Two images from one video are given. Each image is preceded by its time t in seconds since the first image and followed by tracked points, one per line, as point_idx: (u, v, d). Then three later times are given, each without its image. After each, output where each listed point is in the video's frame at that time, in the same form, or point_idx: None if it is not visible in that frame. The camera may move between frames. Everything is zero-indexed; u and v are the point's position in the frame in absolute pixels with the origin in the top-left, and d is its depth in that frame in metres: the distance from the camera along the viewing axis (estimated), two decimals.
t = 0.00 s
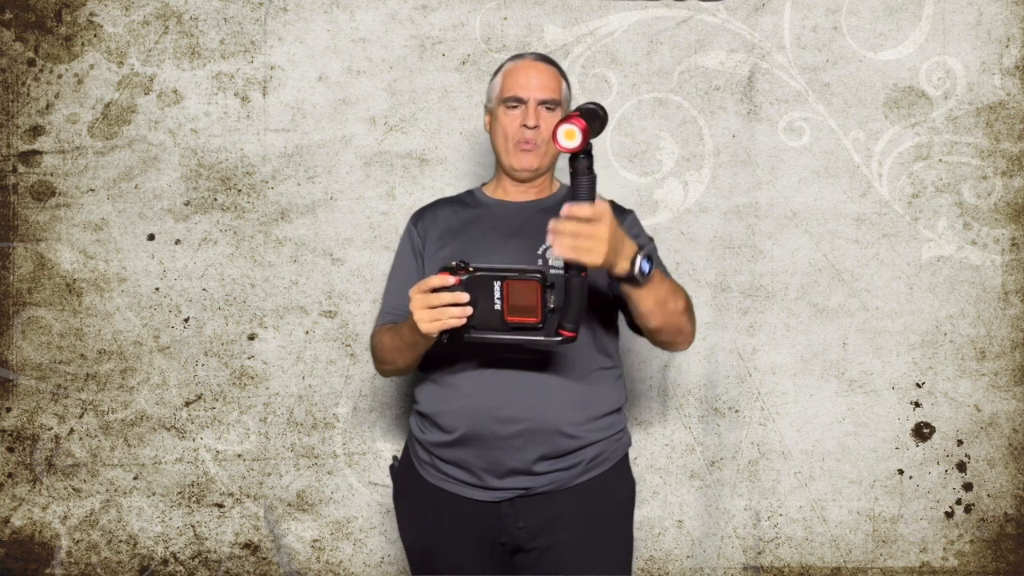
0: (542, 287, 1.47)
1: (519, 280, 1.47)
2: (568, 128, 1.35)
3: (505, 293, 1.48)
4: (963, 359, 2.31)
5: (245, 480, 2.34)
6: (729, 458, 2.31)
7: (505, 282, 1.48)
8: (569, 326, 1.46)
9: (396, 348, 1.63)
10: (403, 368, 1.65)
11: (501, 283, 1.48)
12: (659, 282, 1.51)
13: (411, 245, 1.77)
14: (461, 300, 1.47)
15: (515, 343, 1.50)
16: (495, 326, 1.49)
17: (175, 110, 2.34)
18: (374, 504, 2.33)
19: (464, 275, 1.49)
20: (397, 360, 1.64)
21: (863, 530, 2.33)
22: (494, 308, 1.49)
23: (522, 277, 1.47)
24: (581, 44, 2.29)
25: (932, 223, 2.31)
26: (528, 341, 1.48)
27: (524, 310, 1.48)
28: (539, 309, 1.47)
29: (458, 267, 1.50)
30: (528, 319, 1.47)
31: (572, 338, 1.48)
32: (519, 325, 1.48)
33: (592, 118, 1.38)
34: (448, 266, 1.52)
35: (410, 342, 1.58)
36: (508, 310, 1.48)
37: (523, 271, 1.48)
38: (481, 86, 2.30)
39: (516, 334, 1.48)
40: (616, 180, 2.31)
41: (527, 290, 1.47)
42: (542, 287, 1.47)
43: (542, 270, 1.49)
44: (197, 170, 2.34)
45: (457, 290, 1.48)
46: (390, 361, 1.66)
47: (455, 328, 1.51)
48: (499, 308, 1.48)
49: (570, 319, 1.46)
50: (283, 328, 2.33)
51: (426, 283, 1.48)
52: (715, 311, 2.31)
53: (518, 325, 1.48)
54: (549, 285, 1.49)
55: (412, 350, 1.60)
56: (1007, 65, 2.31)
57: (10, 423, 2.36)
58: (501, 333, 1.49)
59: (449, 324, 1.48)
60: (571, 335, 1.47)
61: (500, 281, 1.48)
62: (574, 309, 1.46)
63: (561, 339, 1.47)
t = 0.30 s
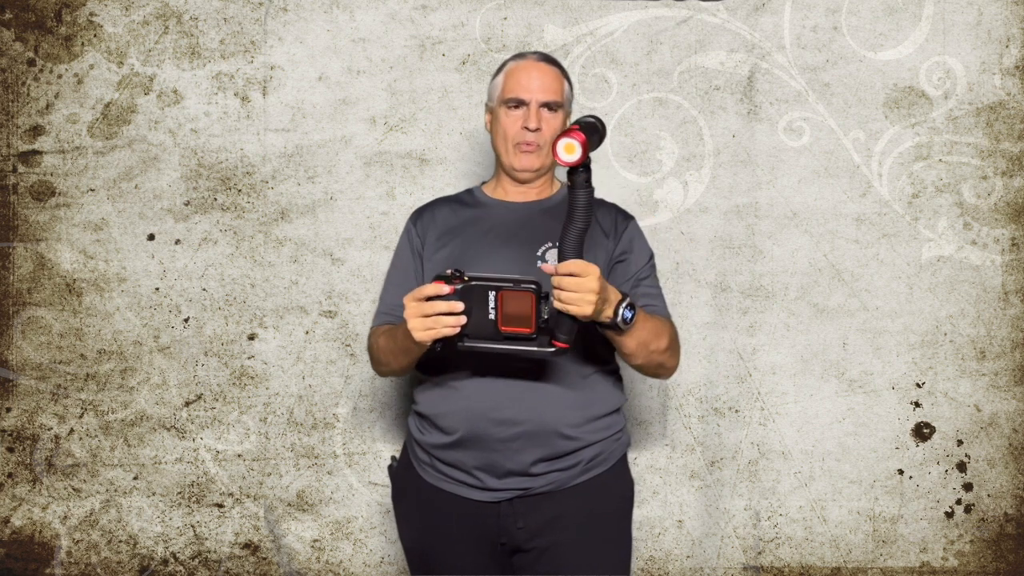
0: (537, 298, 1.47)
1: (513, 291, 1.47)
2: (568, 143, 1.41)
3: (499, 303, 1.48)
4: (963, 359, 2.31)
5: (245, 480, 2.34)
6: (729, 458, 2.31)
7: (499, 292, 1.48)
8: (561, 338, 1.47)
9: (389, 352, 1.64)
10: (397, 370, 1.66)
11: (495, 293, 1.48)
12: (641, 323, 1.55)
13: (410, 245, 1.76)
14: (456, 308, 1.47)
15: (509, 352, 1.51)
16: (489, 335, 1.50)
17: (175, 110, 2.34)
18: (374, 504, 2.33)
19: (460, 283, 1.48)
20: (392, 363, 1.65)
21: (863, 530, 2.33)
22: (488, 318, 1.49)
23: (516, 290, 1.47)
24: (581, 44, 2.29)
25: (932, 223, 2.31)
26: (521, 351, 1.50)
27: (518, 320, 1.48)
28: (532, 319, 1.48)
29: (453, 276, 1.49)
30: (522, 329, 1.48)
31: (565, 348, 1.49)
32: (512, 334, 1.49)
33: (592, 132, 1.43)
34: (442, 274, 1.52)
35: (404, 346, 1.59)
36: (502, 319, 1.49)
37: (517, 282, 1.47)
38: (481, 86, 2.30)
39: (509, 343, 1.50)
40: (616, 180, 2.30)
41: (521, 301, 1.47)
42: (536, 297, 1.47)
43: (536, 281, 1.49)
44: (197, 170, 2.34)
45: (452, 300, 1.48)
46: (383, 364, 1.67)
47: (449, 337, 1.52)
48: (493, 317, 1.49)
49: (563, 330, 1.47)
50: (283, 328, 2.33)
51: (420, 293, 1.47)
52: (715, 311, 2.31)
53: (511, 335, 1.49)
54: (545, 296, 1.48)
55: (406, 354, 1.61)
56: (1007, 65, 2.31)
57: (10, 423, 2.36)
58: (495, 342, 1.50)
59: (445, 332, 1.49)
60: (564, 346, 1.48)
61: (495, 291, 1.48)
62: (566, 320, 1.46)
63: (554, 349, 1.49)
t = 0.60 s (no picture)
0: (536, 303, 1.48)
1: (513, 295, 1.47)
2: (572, 150, 1.42)
3: (498, 308, 1.48)
4: (963, 359, 2.31)
5: (245, 480, 2.34)
6: (729, 458, 2.31)
7: (499, 298, 1.48)
8: (559, 343, 1.48)
9: (387, 352, 1.64)
10: (396, 371, 1.66)
11: (495, 298, 1.48)
12: (648, 316, 1.56)
13: (410, 244, 1.76)
14: (454, 312, 1.47)
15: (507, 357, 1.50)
16: (488, 341, 1.49)
17: (175, 110, 2.34)
18: (374, 504, 2.33)
19: (459, 288, 1.48)
20: (390, 364, 1.65)
21: (863, 530, 2.33)
22: (488, 322, 1.48)
23: (516, 294, 1.47)
24: (581, 44, 2.29)
25: (933, 223, 2.31)
26: (519, 356, 1.49)
27: (516, 325, 1.48)
28: (531, 324, 1.48)
29: (453, 280, 1.49)
30: (520, 334, 1.48)
31: (562, 355, 1.49)
32: (511, 340, 1.49)
33: (592, 140, 1.45)
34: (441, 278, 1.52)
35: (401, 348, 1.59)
36: (501, 324, 1.48)
37: (517, 287, 1.48)
38: (481, 86, 2.30)
39: (507, 349, 1.49)
40: (616, 180, 2.30)
41: (520, 305, 1.48)
42: (535, 302, 1.48)
43: (535, 286, 1.49)
44: (197, 170, 2.34)
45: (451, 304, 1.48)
46: (382, 363, 1.67)
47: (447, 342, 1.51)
48: (492, 322, 1.48)
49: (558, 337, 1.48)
50: (283, 328, 2.33)
51: (420, 295, 1.48)
52: (715, 311, 2.31)
53: (510, 341, 1.48)
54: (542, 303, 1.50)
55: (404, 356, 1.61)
56: (1007, 65, 2.30)
57: (11, 423, 2.36)
58: (492, 347, 1.49)
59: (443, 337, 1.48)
60: (561, 352, 1.48)
61: (494, 296, 1.48)
62: (564, 326, 1.48)
63: (551, 355, 1.49)
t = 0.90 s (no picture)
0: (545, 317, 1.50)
1: (522, 310, 1.50)
2: (580, 163, 1.43)
3: (508, 322, 1.49)
4: (963, 359, 2.31)
5: (245, 480, 2.34)
6: (729, 458, 2.31)
7: (509, 311, 1.50)
8: (567, 355, 1.49)
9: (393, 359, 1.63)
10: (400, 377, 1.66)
11: (504, 312, 1.49)
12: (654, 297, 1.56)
13: (413, 245, 1.76)
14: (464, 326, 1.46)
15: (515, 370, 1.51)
16: (497, 354, 1.50)
17: (175, 110, 2.34)
18: (374, 504, 2.33)
19: (470, 302, 1.50)
20: (395, 370, 1.64)
21: (863, 530, 2.32)
22: (497, 335, 1.50)
23: (525, 307, 1.50)
24: (581, 44, 2.29)
25: (932, 223, 2.31)
26: (528, 369, 1.51)
27: (525, 338, 1.50)
28: (541, 337, 1.50)
29: (463, 294, 1.51)
30: (529, 347, 1.49)
31: (570, 367, 1.50)
32: (520, 354, 1.50)
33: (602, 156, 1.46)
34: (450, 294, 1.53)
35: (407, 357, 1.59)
36: (510, 337, 1.50)
37: (527, 301, 1.50)
38: (481, 86, 2.30)
39: (516, 361, 1.50)
40: (616, 180, 2.30)
41: (529, 320, 1.50)
42: (545, 316, 1.50)
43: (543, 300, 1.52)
44: (197, 170, 2.34)
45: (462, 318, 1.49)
46: (385, 368, 1.67)
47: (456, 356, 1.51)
48: (501, 335, 1.50)
49: (570, 348, 1.49)
50: (283, 328, 2.33)
51: (430, 311, 1.47)
52: (715, 311, 2.31)
53: (519, 355, 1.50)
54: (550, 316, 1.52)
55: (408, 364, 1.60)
56: (1007, 65, 2.30)
57: (11, 423, 2.36)
58: (501, 361, 1.50)
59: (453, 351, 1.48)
60: (569, 364, 1.49)
61: (504, 310, 1.50)
62: (573, 339, 1.49)
63: (559, 368, 1.50)
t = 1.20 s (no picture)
0: (550, 324, 1.48)
1: (527, 314, 1.48)
2: (596, 173, 1.39)
3: (512, 324, 1.49)
4: (963, 359, 2.31)
5: (245, 480, 2.34)
6: (729, 458, 2.31)
7: (514, 314, 1.49)
8: (570, 365, 1.47)
9: (395, 354, 1.64)
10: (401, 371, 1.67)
11: (509, 315, 1.49)
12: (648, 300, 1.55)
13: (416, 242, 1.76)
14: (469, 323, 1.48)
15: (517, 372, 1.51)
16: (500, 354, 1.51)
17: (175, 110, 2.34)
18: (374, 504, 2.33)
19: (476, 299, 1.50)
20: (398, 364, 1.65)
21: (863, 530, 2.32)
22: (501, 337, 1.49)
23: (530, 312, 1.48)
24: (581, 44, 2.29)
25: (933, 223, 2.31)
26: (530, 374, 1.50)
27: (528, 342, 1.49)
28: (544, 343, 1.48)
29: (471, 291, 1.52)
30: (531, 351, 1.48)
31: (572, 376, 1.48)
32: (522, 357, 1.49)
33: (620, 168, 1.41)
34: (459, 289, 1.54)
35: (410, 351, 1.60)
36: (513, 339, 1.49)
37: (533, 305, 1.49)
38: (481, 86, 2.30)
39: (518, 364, 1.50)
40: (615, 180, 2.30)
41: (534, 325, 1.48)
42: (549, 323, 1.48)
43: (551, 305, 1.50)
44: (197, 170, 2.34)
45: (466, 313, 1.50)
46: (388, 362, 1.68)
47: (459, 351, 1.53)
48: (505, 337, 1.49)
49: (574, 358, 1.47)
50: (283, 328, 2.33)
51: (435, 303, 1.48)
52: (715, 311, 2.31)
53: (520, 358, 1.49)
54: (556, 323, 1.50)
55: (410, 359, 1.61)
56: (1007, 65, 2.31)
57: (10, 423, 2.36)
58: (503, 361, 1.50)
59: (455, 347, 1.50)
60: (571, 373, 1.48)
61: (509, 312, 1.49)
62: (577, 348, 1.46)
63: (561, 376, 1.49)
